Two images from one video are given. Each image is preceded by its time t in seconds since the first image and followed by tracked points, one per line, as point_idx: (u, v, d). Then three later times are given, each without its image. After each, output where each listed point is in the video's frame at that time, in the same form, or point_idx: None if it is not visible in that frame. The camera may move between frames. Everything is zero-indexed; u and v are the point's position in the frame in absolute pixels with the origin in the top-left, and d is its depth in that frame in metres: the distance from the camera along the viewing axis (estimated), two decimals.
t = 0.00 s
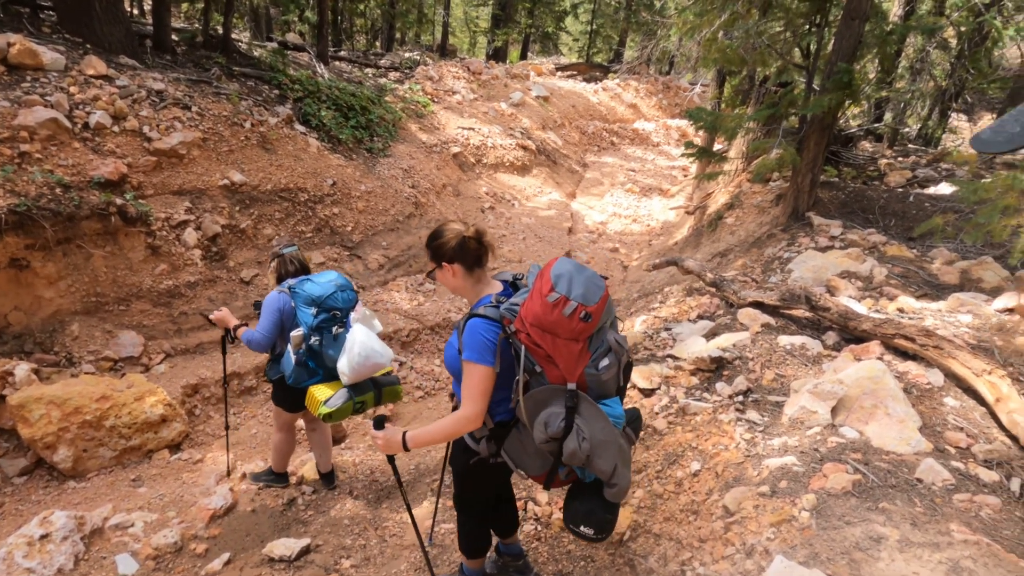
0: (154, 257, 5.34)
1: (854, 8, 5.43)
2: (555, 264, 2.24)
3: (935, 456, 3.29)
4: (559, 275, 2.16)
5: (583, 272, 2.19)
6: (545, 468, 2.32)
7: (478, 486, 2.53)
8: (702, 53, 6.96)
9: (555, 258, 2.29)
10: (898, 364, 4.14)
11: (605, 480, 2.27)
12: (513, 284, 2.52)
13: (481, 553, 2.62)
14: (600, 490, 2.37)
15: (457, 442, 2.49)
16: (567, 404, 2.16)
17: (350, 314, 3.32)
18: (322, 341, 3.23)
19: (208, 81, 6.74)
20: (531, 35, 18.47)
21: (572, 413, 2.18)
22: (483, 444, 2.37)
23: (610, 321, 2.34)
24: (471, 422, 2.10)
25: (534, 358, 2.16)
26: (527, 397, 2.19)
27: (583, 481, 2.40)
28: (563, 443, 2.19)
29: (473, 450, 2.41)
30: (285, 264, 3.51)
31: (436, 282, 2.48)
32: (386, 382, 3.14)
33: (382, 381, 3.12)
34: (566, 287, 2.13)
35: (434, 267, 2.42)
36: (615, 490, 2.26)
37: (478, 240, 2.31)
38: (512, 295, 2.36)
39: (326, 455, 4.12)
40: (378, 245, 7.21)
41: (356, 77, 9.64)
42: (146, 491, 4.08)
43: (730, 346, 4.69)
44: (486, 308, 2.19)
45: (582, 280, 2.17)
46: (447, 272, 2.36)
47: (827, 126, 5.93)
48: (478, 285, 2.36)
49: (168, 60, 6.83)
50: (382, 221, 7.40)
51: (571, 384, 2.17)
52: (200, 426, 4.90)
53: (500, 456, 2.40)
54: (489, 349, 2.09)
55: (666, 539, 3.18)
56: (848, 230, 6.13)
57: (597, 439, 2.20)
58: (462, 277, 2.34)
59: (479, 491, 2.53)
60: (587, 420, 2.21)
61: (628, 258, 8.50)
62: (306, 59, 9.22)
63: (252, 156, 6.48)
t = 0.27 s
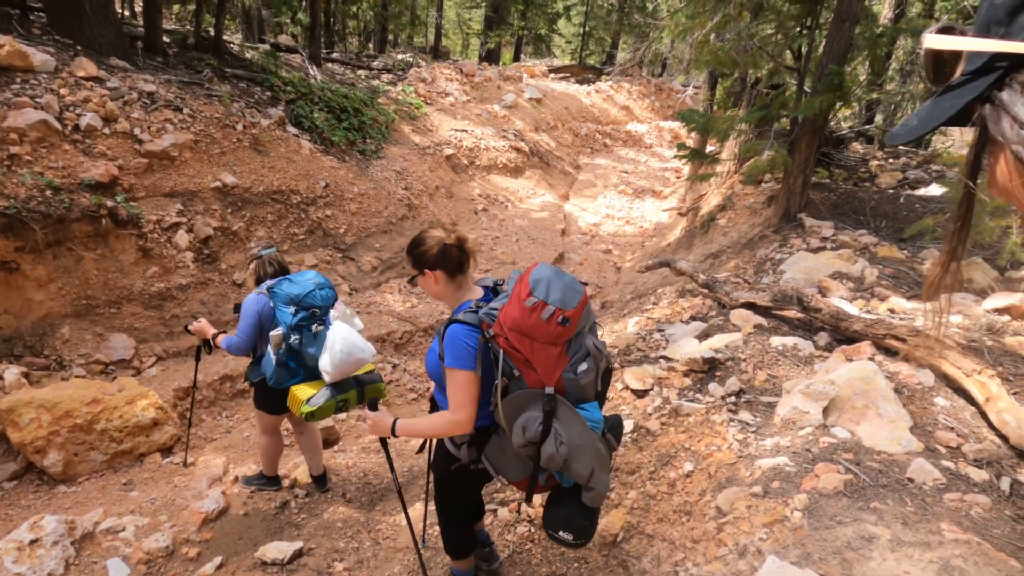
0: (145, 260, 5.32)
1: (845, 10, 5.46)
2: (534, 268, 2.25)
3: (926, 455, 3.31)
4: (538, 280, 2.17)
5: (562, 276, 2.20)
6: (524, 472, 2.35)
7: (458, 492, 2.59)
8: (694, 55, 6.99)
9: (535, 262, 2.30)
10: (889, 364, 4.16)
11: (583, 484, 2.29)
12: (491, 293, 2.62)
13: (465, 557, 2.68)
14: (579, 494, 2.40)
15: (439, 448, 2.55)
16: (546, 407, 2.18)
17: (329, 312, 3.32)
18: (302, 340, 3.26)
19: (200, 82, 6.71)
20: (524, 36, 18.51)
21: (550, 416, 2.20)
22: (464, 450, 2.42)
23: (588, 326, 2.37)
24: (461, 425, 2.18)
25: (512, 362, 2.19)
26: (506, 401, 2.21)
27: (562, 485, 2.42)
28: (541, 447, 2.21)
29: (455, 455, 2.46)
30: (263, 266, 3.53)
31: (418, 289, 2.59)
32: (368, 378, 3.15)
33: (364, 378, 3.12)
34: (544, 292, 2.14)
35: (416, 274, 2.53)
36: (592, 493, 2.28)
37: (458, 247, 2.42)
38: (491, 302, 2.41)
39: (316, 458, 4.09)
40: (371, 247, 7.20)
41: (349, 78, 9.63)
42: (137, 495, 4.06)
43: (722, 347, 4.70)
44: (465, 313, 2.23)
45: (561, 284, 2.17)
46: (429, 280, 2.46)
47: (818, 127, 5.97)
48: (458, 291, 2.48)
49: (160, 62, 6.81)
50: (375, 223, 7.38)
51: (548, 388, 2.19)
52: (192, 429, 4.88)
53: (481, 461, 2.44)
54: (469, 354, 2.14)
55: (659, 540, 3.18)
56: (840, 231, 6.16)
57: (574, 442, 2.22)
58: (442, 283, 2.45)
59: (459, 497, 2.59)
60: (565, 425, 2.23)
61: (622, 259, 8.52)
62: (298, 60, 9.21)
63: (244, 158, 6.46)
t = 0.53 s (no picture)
0: (139, 262, 5.30)
1: (838, 11, 5.49)
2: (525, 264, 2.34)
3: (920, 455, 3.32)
4: (530, 275, 2.26)
5: (553, 270, 2.29)
6: (522, 465, 2.37)
7: (450, 492, 2.60)
8: (688, 56, 7.01)
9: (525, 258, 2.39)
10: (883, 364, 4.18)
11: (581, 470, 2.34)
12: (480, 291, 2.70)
13: (458, 559, 2.68)
14: (576, 483, 2.44)
15: (431, 450, 2.55)
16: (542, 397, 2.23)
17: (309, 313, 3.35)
18: (283, 341, 3.28)
19: (194, 84, 6.69)
20: (519, 38, 18.53)
21: (548, 405, 2.26)
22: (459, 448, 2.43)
23: (577, 320, 2.46)
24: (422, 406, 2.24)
25: (509, 354, 2.26)
26: (503, 393, 2.26)
27: (558, 477, 2.46)
28: (540, 435, 2.25)
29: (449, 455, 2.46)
30: (241, 268, 3.53)
31: (406, 292, 2.69)
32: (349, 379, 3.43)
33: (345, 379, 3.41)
34: (537, 286, 2.23)
35: (405, 278, 2.64)
36: (591, 478, 2.34)
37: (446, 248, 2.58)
38: (483, 298, 2.48)
39: (309, 459, 4.08)
40: (366, 248, 7.19)
41: (344, 80, 9.62)
42: (132, 498, 4.04)
43: (717, 348, 4.71)
44: (459, 309, 2.30)
45: (552, 278, 2.27)
46: (420, 281, 2.57)
47: (811, 128, 6.00)
48: (447, 290, 2.61)
49: (153, 63, 6.79)
50: (370, 224, 7.37)
51: (544, 377, 2.26)
52: (187, 432, 4.86)
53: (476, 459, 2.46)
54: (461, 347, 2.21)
55: (655, 541, 3.19)
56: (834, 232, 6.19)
57: (573, 429, 2.28)
58: (433, 284, 2.56)
59: (452, 496, 2.61)
60: (562, 412, 2.28)
61: (617, 260, 8.54)
62: (292, 62, 9.19)
63: (239, 160, 6.44)
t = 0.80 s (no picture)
0: (142, 268, 5.31)
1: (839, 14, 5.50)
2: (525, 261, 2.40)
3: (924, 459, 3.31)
4: (530, 271, 2.31)
5: (552, 266, 2.35)
6: (526, 460, 2.37)
7: (453, 491, 2.64)
8: (690, 59, 7.01)
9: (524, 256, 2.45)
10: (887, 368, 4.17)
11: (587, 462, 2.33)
12: (481, 291, 2.72)
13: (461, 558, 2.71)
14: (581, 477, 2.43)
15: (434, 448, 2.59)
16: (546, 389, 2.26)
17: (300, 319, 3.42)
18: (273, 348, 3.33)
19: (196, 91, 6.72)
20: (520, 42, 18.57)
21: (552, 398, 2.27)
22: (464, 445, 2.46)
23: (577, 314, 2.48)
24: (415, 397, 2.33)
25: (512, 349, 2.30)
26: (506, 388, 2.29)
27: (563, 470, 2.45)
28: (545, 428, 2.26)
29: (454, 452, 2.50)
30: (231, 275, 3.56)
31: (410, 294, 2.74)
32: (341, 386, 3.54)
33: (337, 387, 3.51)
34: (537, 281, 2.29)
35: (409, 280, 2.70)
36: (597, 471, 2.31)
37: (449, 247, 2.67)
38: (484, 296, 2.53)
39: (303, 457, 4.22)
40: (368, 253, 7.20)
41: (345, 85, 9.65)
42: (134, 504, 4.04)
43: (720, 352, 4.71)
44: (462, 306, 2.36)
45: (551, 275, 2.32)
46: (424, 281, 2.63)
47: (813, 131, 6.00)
48: (450, 289, 2.67)
49: (155, 70, 6.81)
50: (372, 229, 7.38)
51: (547, 371, 2.29)
52: (189, 437, 4.87)
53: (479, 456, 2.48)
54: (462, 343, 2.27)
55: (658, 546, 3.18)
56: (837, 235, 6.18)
57: (577, 420, 2.28)
58: (436, 283, 2.63)
59: (455, 494, 2.65)
60: (566, 405, 2.29)
61: (619, 264, 8.54)
62: (294, 68, 9.22)
63: (241, 166, 6.46)
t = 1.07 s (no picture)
0: (152, 283, 5.34)
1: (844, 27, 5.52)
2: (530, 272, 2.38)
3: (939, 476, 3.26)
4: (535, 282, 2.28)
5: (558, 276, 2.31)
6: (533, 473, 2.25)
7: (460, 503, 2.70)
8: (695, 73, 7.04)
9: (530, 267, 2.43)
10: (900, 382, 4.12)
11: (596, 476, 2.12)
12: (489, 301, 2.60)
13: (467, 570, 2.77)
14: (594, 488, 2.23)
15: (443, 461, 2.66)
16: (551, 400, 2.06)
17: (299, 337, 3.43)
18: (273, 367, 3.35)
19: (206, 108, 6.79)
20: (525, 57, 18.72)
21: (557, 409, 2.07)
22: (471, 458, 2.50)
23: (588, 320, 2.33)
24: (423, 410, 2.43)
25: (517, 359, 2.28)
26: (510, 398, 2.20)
27: (574, 483, 2.29)
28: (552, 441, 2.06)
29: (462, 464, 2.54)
30: (230, 293, 3.58)
31: (415, 308, 2.76)
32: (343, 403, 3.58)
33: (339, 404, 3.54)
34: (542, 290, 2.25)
35: (414, 295, 2.70)
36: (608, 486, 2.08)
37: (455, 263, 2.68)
38: (491, 305, 2.53)
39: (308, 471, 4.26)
40: (376, 267, 7.23)
41: (353, 101, 9.74)
42: (143, 519, 4.04)
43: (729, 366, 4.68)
44: (468, 319, 2.38)
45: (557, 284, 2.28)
46: (430, 295, 2.65)
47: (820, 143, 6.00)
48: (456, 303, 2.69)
49: (166, 88, 6.90)
50: (379, 243, 7.40)
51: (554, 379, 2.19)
52: (197, 452, 4.88)
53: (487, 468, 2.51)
54: (467, 356, 2.32)
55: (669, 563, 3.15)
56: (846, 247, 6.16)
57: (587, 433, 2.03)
58: (442, 297, 2.66)
59: (462, 506, 2.71)
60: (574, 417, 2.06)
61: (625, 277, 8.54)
62: (303, 84, 9.31)
63: (250, 181, 6.50)
